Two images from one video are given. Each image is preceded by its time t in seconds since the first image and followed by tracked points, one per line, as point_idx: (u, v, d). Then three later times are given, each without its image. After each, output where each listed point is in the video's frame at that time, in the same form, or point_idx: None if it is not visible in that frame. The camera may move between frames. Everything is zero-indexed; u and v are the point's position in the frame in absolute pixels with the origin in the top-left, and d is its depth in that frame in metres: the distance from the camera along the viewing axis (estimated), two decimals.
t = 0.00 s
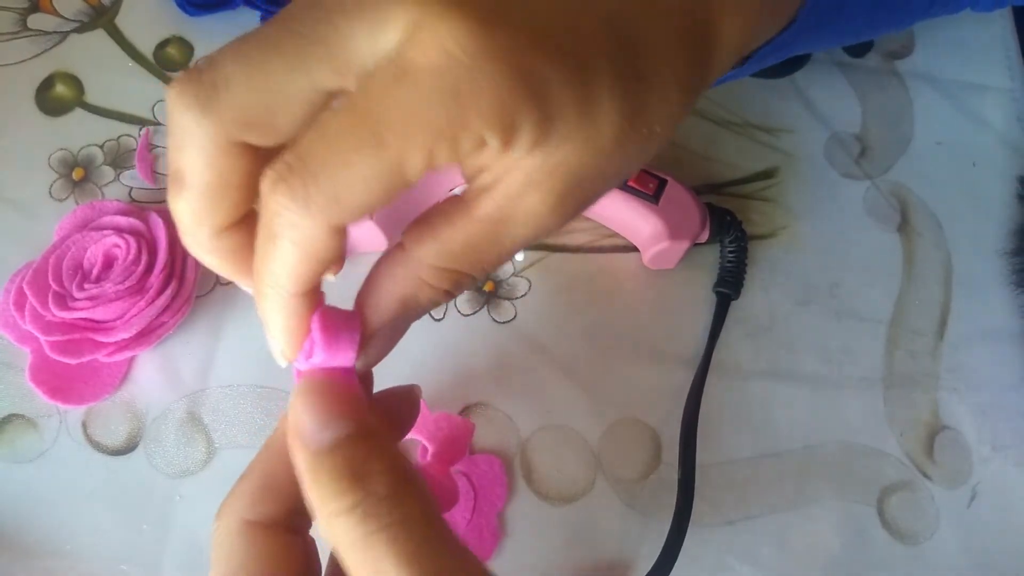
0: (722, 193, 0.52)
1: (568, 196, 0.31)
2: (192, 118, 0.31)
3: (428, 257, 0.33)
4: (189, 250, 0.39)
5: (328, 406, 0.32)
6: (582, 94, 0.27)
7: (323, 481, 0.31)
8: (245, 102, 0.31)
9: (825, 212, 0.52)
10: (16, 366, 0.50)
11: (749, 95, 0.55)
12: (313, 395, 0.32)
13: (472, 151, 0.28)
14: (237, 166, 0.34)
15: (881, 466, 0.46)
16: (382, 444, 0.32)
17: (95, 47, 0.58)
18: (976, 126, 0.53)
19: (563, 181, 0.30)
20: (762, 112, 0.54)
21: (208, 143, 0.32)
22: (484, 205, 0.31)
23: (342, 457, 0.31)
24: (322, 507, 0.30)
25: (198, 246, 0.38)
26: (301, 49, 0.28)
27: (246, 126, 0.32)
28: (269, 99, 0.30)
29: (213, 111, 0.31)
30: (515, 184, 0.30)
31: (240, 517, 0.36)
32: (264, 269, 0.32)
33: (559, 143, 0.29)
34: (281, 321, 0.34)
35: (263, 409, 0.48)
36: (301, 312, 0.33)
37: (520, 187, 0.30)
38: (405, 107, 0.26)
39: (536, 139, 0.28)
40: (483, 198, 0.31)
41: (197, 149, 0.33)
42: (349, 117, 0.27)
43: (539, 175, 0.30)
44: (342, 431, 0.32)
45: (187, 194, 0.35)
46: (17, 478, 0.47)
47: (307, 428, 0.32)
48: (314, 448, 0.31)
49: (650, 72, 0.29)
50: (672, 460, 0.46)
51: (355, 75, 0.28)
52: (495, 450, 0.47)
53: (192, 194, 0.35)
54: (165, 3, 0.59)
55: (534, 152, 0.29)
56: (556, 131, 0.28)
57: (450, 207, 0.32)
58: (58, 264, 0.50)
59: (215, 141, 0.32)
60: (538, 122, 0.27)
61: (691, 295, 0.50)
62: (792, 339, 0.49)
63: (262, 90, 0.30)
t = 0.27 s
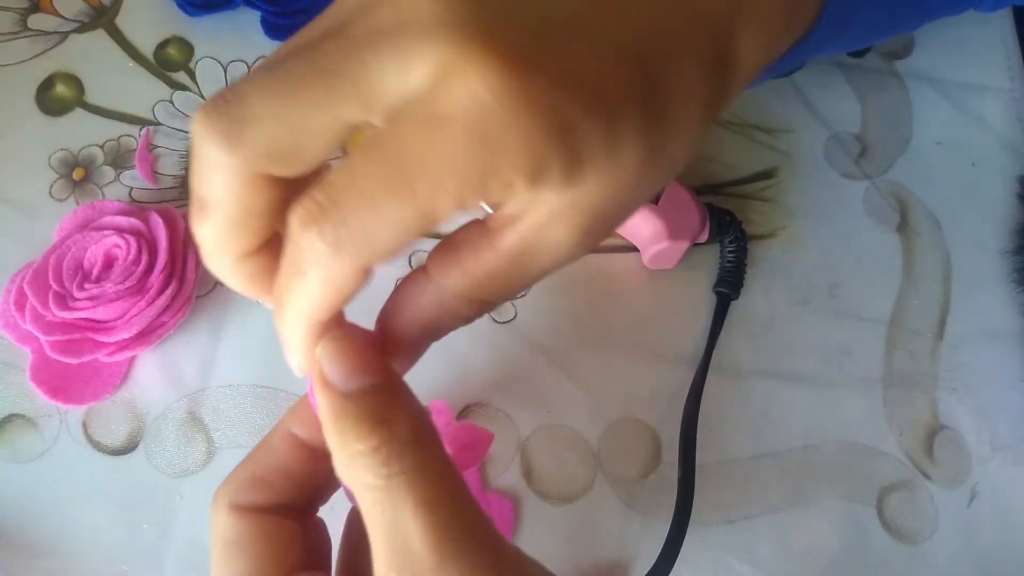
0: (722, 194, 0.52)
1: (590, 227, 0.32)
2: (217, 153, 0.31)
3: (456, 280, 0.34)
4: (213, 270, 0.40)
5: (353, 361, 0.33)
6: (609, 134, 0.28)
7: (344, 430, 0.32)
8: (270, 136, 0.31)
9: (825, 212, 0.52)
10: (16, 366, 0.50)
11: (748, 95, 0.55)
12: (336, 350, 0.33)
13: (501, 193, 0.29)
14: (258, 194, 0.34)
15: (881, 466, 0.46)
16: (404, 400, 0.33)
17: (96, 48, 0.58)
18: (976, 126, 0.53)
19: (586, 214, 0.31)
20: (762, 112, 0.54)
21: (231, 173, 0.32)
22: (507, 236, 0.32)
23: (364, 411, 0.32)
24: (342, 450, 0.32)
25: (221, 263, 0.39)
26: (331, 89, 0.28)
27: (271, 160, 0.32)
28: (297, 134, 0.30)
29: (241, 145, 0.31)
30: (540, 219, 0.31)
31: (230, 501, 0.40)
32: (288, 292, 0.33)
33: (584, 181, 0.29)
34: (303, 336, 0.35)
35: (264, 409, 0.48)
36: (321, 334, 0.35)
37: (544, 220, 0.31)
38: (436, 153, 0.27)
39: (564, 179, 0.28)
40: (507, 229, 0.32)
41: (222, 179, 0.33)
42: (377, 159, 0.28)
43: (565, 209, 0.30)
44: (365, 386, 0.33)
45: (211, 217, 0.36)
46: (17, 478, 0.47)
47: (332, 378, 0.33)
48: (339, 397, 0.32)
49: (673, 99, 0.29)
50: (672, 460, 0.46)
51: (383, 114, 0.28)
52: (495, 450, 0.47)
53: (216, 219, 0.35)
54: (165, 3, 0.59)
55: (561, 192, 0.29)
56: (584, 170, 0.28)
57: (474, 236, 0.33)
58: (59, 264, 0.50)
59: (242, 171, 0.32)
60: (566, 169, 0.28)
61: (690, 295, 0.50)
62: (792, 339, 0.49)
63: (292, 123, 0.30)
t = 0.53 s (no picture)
0: (722, 193, 0.52)
1: (542, 155, 0.30)
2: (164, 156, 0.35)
3: (426, 247, 0.30)
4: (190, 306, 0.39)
5: (342, 394, 0.28)
6: (505, 38, 0.30)
7: (322, 473, 0.28)
8: (206, 130, 0.35)
9: (826, 212, 0.52)
10: (15, 366, 0.50)
11: (749, 94, 0.55)
12: (324, 377, 0.28)
13: (413, 112, 0.31)
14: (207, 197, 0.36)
15: (882, 466, 0.46)
16: (393, 436, 0.29)
17: (95, 47, 0.57)
18: (977, 126, 0.53)
19: (524, 135, 0.30)
20: (763, 112, 0.54)
21: (174, 177, 0.35)
22: (463, 183, 0.30)
23: (348, 456, 0.28)
24: (315, 498, 0.28)
25: (193, 294, 0.38)
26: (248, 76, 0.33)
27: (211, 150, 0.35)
28: (222, 120, 0.34)
29: (179, 139, 0.35)
30: (481, 153, 0.30)
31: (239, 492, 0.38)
32: (237, 263, 0.33)
33: (502, 90, 0.30)
34: (262, 315, 0.32)
35: (263, 409, 0.48)
36: (279, 307, 0.32)
37: (487, 151, 0.30)
38: (329, 65, 0.30)
39: (472, 92, 0.30)
40: (459, 178, 0.31)
41: (174, 186, 0.36)
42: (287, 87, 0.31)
43: (501, 134, 0.30)
44: (352, 424, 0.28)
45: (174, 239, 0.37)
46: (16, 478, 0.47)
47: (313, 413, 0.28)
48: (319, 434, 0.28)
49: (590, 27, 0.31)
50: (672, 461, 0.46)
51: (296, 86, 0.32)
52: (495, 450, 0.47)
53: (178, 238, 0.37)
54: (164, 3, 0.59)
55: (479, 108, 0.30)
56: (487, 76, 0.30)
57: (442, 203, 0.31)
58: (58, 264, 0.50)
59: (185, 167, 0.35)
60: (462, 68, 0.30)
61: (692, 295, 0.50)
62: (793, 339, 0.49)
63: (223, 106, 0.34)
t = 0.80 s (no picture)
0: (723, 193, 0.52)
1: (498, 99, 0.30)
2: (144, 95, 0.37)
3: (373, 191, 0.30)
4: (169, 257, 0.39)
5: (343, 435, 0.29)
6: None
7: (316, 511, 0.28)
8: (192, 76, 0.36)
9: (826, 211, 0.52)
10: (14, 366, 0.49)
11: (749, 94, 0.55)
12: (327, 417, 0.29)
13: (375, 50, 0.32)
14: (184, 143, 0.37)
15: (883, 467, 0.46)
16: (387, 479, 0.29)
17: (94, 47, 0.57)
18: (978, 125, 0.53)
19: (481, 78, 0.30)
20: (763, 111, 0.54)
21: (152, 119, 0.37)
22: (421, 129, 0.30)
23: (343, 492, 0.28)
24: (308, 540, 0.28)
25: (165, 241, 0.38)
26: (231, 19, 0.36)
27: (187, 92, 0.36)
28: (203, 65, 0.36)
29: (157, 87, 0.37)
30: (440, 96, 0.30)
31: (246, 505, 0.34)
32: (202, 202, 0.33)
33: (466, 35, 0.30)
34: (221, 255, 0.33)
35: (262, 410, 0.48)
36: (234, 241, 0.33)
37: (445, 95, 0.30)
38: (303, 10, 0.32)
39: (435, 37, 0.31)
40: (419, 123, 0.30)
41: (150, 127, 0.37)
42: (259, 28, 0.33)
43: (461, 78, 0.30)
44: (352, 464, 0.29)
45: (150, 176, 0.37)
46: (15, 478, 0.47)
47: (315, 450, 0.29)
48: (317, 471, 0.29)
49: None
50: (672, 461, 0.46)
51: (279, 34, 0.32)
52: (496, 451, 0.47)
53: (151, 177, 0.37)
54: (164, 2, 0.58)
55: (440, 51, 0.31)
56: (451, 18, 0.31)
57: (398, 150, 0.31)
58: (57, 264, 0.50)
59: (159, 108, 0.36)
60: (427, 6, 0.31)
61: (692, 296, 0.50)
62: (794, 339, 0.49)
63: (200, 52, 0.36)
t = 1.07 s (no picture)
0: (722, 194, 0.52)
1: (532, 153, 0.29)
2: (173, 91, 0.34)
3: (389, 225, 0.32)
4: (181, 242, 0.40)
5: (333, 427, 0.31)
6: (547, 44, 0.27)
7: (317, 499, 0.30)
8: (220, 72, 0.34)
9: (825, 212, 0.52)
10: (17, 365, 0.50)
11: (748, 95, 0.55)
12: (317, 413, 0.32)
13: (436, 106, 0.28)
14: (213, 139, 0.36)
15: (881, 466, 0.46)
16: (379, 459, 0.31)
17: (96, 48, 0.58)
18: (977, 126, 0.53)
19: (522, 136, 0.29)
20: (762, 112, 0.54)
21: (185, 117, 0.35)
22: (450, 171, 0.30)
23: (340, 476, 0.30)
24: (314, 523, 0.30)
25: (183, 231, 0.39)
26: (272, 19, 0.32)
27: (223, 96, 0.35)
28: (240, 69, 0.34)
29: (191, 85, 0.34)
30: (476, 146, 0.29)
31: (246, 511, 0.36)
32: (242, 232, 0.33)
33: (521, 94, 0.28)
34: (258, 279, 0.34)
35: (264, 409, 0.48)
36: (274, 275, 0.34)
37: (481, 143, 0.29)
38: (365, 52, 0.26)
39: (492, 90, 0.27)
40: (443, 161, 0.30)
41: (176, 125, 0.35)
42: (314, 70, 0.27)
43: (499, 131, 0.29)
44: (343, 450, 0.31)
45: (172, 173, 0.37)
46: (18, 478, 0.47)
47: (307, 445, 0.31)
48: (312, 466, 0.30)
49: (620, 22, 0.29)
50: (672, 460, 0.46)
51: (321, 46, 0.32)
52: (496, 450, 0.47)
53: (175, 174, 0.37)
54: (166, 4, 0.59)
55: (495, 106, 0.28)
56: (515, 73, 0.27)
57: (416, 174, 0.31)
58: (59, 264, 0.50)
59: (192, 111, 0.35)
60: (492, 63, 0.27)
61: (691, 296, 0.50)
62: (793, 339, 0.49)
63: (235, 61, 0.33)
